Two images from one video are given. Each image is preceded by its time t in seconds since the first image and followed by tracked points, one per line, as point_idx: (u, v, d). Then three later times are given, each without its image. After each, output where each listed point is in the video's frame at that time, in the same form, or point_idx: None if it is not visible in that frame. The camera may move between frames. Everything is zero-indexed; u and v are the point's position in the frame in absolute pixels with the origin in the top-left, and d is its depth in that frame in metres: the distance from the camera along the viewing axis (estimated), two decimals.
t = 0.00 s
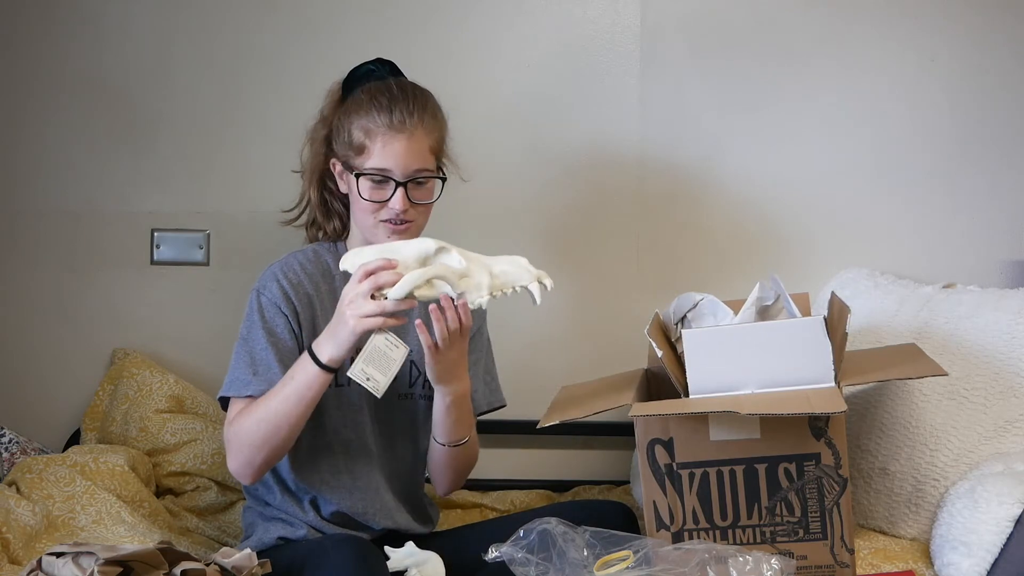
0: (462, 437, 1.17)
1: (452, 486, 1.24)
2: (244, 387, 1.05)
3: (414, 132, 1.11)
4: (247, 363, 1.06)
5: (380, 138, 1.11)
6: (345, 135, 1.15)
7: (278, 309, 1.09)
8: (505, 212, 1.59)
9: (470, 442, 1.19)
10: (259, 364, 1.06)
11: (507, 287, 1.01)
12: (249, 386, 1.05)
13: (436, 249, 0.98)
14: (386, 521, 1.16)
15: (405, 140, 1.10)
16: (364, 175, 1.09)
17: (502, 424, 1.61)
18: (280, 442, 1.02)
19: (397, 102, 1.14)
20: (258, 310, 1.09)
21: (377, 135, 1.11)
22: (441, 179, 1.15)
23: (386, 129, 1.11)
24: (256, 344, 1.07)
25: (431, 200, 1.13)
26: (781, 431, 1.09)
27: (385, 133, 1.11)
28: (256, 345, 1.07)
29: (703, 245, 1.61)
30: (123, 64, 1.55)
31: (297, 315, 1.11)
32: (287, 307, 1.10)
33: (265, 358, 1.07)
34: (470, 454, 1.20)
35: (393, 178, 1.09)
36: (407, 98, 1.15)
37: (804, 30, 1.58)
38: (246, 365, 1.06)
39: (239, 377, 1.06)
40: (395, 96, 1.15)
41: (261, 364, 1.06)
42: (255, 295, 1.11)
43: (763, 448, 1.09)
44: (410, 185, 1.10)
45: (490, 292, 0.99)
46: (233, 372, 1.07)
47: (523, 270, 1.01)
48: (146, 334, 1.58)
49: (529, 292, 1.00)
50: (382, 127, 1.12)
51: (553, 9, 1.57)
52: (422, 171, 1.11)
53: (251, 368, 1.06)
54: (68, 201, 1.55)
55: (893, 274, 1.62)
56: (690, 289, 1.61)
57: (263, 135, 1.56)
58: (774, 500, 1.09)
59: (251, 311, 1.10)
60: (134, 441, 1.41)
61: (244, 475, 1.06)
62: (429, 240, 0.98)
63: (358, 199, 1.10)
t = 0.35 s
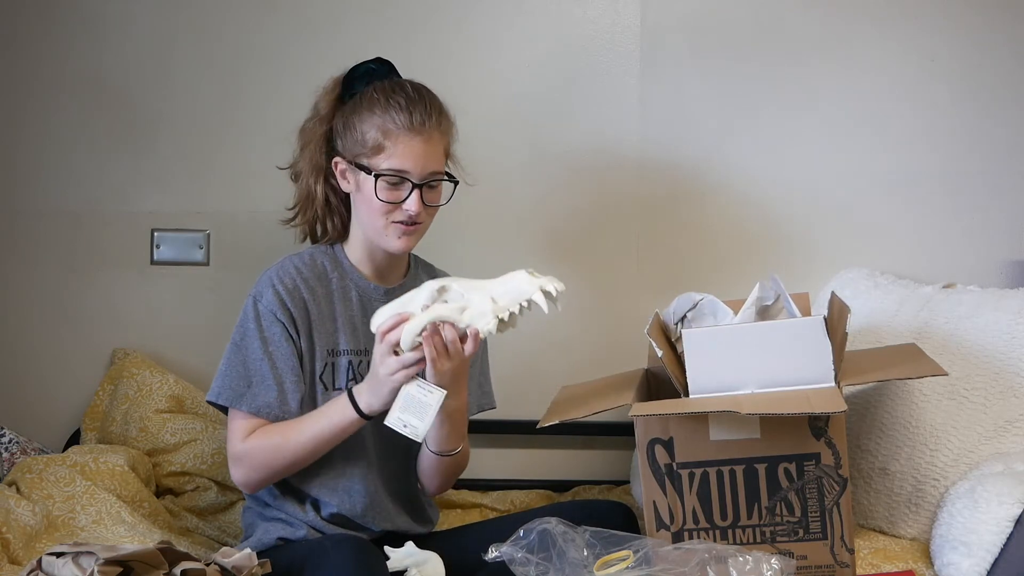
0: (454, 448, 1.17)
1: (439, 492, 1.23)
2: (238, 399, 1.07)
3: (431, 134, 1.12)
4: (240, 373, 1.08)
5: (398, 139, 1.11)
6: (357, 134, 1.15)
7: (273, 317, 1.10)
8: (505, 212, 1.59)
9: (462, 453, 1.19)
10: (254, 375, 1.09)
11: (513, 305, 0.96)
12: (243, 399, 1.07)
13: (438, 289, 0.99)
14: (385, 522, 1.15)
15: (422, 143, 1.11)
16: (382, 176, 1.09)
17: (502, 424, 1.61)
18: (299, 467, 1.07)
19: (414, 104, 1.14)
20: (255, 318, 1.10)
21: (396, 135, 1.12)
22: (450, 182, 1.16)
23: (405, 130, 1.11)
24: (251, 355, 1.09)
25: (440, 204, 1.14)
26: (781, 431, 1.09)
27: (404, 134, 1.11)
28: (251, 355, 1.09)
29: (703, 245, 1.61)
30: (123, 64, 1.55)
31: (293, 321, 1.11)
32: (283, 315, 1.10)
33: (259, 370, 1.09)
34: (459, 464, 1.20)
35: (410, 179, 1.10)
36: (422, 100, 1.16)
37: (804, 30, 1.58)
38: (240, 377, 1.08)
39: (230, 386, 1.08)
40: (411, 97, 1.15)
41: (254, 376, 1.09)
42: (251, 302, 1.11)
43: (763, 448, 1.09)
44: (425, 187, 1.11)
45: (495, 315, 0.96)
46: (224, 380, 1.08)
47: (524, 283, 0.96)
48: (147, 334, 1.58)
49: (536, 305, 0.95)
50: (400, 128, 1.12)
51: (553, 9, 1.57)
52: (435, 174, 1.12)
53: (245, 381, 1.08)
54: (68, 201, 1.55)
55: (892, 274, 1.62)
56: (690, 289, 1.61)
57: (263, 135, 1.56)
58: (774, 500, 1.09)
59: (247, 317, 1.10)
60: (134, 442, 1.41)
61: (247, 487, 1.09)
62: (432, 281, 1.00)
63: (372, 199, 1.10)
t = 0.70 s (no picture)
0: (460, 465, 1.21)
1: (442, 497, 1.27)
2: (233, 402, 1.07)
3: (427, 123, 1.14)
4: (236, 374, 1.08)
5: (395, 128, 1.12)
6: (354, 129, 1.16)
7: (274, 320, 1.10)
8: (505, 212, 1.59)
9: (466, 468, 1.22)
10: (250, 378, 1.09)
11: (507, 335, 0.98)
12: (238, 402, 1.07)
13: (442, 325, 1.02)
14: (385, 524, 1.16)
15: (419, 130, 1.12)
16: (382, 165, 1.10)
17: (502, 424, 1.61)
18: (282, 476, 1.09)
19: (408, 93, 1.16)
20: (255, 320, 1.10)
21: (393, 125, 1.13)
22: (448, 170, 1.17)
23: (401, 119, 1.13)
24: (248, 357, 1.09)
25: (441, 192, 1.15)
26: (782, 431, 1.09)
27: (400, 123, 1.12)
28: (249, 357, 1.09)
29: (703, 244, 1.61)
30: (123, 64, 1.55)
31: (294, 324, 1.11)
32: (284, 319, 1.10)
33: (255, 372, 1.09)
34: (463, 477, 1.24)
35: (409, 167, 1.11)
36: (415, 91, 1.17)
37: (804, 29, 1.58)
38: (237, 379, 1.08)
39: (225, 388, 1.08)
40: (404, 88, 1.16)
41: (250, 378, 1.09)
42: (253, 304, 1.11)
43: (763, 448, 1.09)
44: (424, 175, 1.12)
45: (489, 344, 0.97)
46: (221, 381, 1.08)
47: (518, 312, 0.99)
48: (147, 334, 1.57)
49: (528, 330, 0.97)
50: (396, 117, 1.13)
51: (553, 8, 1.57)
52: (434, 162, 1.13)
53: (240, 382, 1.08)
54: (68, 201, 1.55)
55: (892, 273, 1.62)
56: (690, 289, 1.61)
57: (263, 135, 1.56)
58: (774, 500, 1.09)
59: (248, 319, 1.10)
60: (134, 442, 1.41)
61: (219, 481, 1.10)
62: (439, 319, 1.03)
63: (374, 190, 1.11)
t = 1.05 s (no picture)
0: (464, 468, 1.22)
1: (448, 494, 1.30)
2: (218, 398, 1.08)
3: (420, 120, 1.14)
4: (227, 371, 1.09)
5: (386, 125, 1.13)
6: (348, 130, 1.17)
7: (267, 320, 1.09)
8: (505, 212, 1.59)
9: (471, 471, 1.24)
10: (238, 376, 1.09)
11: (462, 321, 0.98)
12: (223, 398, 1.07)
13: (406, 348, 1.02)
14: (385, 524, 1.16)
15: (410, 127, 1.13)
16: (372, 162, 1.11)
17: (502, 424, 1.61)
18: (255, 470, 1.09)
19: (399, 92, 1.16)
20: (249, 319, 1.10)
21: (384, 123, 1.13)
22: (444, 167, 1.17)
23: (392, 117, 1.13)
24: (237, 354, 1.09)
25: (438, 188, 1.15)
26: (782, 431, 1.09)
27: (391, 119, 1.13)
28: (239, 354, 1.09)
29: (703, 245, 1.61)
30: (123, 64, 1.55)
31: (288, 324, 1.11)
32: (277, 319, 1.10)
33: (243, 370, 1.08)
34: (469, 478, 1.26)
35: (400, 163, 1.11)
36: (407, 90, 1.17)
37: (804, 29, 1.58)
38: (225, 376, 1.09)
39: (215, 384, 1.08)
40: (395, 87, 1.17)
41: (238, 376, 1.08)
42: (250, 303, 1.11)
43: (762, 448, 1.09)
44: (417, 170, 1.12)
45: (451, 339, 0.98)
46: (212, 376, 1.09)
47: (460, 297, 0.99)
48: (147, 334, 1.58)
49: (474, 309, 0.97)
50: (387, 115, 1.13)
51: (553, 8, 1.57)
52: (427, 158, 1.13)
53: (229, 379, 1.08)
54: (68, 201, 1.55)
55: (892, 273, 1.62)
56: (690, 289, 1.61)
57: (263, 135, 1.56)
58: (774, 500, 1.09)
59: (242, 318, 1.10)
60: (134, 442, 1.41)
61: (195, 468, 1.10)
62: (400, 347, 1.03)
63: (366, 188, 1.12)
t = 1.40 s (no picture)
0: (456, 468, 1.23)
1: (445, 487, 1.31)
2: (249, 402, 1.07)
3: (414, 119, 1.14)
4: (250, 377, 1.08)
5: (380, 124, 1.13)
6: (342, 131, 1.17)
7: (281, 319, 1.10)
8: (504, 212, 1.59)
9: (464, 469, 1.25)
10: (264, 377, 1.08)
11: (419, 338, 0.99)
12: (255, 401, 1.07)
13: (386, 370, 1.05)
14: (385, 524, 1.15)
15: (404, 125, 1.13)
16: (366, 161, 1.11)
17: (502, 424, 1.61)
18: (309, 457, 1.05)
19: (393, 92, 1.16)
20: (262, 321, 1.10)
21: (378, 122, 1.13)
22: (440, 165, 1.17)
23: (386, 116, 1.13)
24: (258, 357, 1.08)
25: (434, 186, 1.15)
26: (782, 431, 1.09)
27: (384, 119, 1.13)
28: (259, 357, 1.09)
29: (702, 245, 1.61)
30: (123, 64, 1.55)
31: (300, 322, 1.12)
32: (291, 318, 1.10)
33: (267, 371, 1.08)
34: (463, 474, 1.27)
35: (394, 161, 1.11)
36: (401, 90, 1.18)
37: (804, 30, 1.58)
38: (250, 380, 1.08)
39: (242, 390, 1.07)
40: (388, 87, 1.17)
41: (263, 377, 1.08)
42: (257, 306, 1.11)
43: (763, 448, 1.09)
44: (411, 168, 1.12)
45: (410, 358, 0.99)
46: (234, 385, 1.08)
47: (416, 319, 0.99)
48: (147, 333, 1.58)
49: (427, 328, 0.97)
50: (381, 114, 1.14)
51: (552, 9, 1.57)
52: (422, 156, 1.13)
53: (254, 383, 1.07)
54: (68, 201, 1.55)
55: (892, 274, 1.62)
56: (689, 289, 1.61)
57: (263, 135, 1.56)
58: (774, 500, 1.09)
59: (254, 321, 1.10)
60: (134, 442, 1.41)
61: (267, 490, 1.08)
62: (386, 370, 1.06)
63: (360, 187, 1.12)
